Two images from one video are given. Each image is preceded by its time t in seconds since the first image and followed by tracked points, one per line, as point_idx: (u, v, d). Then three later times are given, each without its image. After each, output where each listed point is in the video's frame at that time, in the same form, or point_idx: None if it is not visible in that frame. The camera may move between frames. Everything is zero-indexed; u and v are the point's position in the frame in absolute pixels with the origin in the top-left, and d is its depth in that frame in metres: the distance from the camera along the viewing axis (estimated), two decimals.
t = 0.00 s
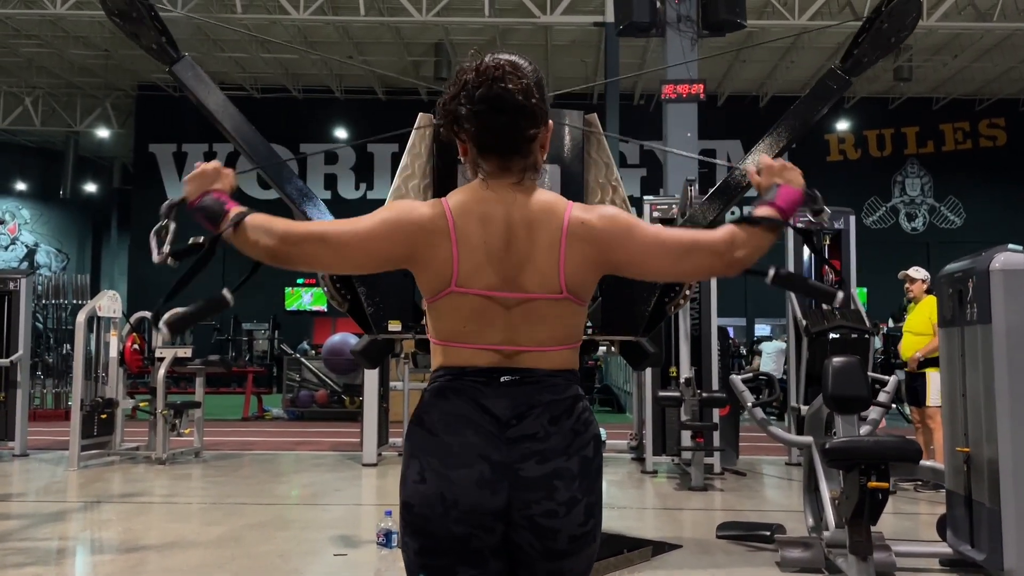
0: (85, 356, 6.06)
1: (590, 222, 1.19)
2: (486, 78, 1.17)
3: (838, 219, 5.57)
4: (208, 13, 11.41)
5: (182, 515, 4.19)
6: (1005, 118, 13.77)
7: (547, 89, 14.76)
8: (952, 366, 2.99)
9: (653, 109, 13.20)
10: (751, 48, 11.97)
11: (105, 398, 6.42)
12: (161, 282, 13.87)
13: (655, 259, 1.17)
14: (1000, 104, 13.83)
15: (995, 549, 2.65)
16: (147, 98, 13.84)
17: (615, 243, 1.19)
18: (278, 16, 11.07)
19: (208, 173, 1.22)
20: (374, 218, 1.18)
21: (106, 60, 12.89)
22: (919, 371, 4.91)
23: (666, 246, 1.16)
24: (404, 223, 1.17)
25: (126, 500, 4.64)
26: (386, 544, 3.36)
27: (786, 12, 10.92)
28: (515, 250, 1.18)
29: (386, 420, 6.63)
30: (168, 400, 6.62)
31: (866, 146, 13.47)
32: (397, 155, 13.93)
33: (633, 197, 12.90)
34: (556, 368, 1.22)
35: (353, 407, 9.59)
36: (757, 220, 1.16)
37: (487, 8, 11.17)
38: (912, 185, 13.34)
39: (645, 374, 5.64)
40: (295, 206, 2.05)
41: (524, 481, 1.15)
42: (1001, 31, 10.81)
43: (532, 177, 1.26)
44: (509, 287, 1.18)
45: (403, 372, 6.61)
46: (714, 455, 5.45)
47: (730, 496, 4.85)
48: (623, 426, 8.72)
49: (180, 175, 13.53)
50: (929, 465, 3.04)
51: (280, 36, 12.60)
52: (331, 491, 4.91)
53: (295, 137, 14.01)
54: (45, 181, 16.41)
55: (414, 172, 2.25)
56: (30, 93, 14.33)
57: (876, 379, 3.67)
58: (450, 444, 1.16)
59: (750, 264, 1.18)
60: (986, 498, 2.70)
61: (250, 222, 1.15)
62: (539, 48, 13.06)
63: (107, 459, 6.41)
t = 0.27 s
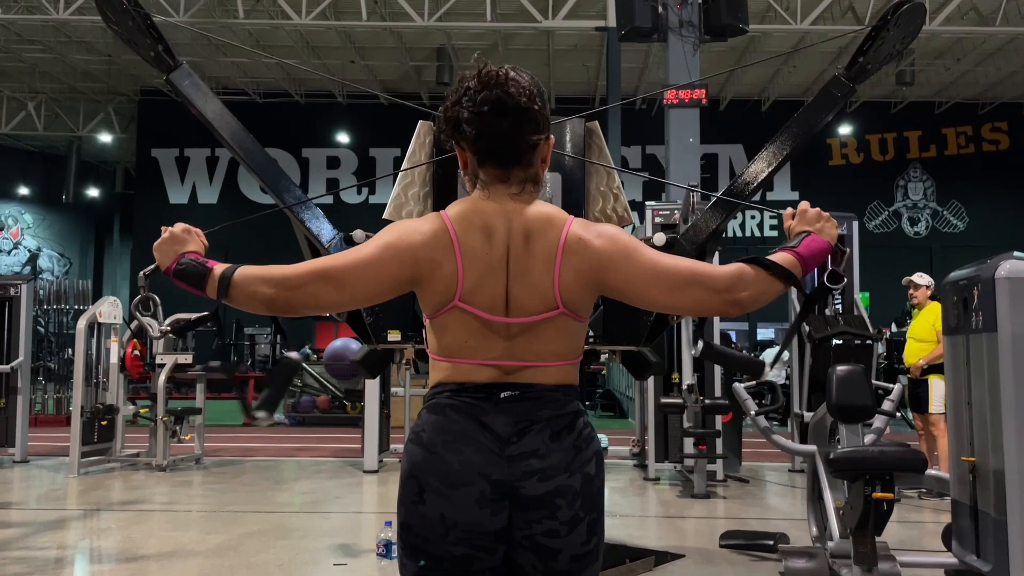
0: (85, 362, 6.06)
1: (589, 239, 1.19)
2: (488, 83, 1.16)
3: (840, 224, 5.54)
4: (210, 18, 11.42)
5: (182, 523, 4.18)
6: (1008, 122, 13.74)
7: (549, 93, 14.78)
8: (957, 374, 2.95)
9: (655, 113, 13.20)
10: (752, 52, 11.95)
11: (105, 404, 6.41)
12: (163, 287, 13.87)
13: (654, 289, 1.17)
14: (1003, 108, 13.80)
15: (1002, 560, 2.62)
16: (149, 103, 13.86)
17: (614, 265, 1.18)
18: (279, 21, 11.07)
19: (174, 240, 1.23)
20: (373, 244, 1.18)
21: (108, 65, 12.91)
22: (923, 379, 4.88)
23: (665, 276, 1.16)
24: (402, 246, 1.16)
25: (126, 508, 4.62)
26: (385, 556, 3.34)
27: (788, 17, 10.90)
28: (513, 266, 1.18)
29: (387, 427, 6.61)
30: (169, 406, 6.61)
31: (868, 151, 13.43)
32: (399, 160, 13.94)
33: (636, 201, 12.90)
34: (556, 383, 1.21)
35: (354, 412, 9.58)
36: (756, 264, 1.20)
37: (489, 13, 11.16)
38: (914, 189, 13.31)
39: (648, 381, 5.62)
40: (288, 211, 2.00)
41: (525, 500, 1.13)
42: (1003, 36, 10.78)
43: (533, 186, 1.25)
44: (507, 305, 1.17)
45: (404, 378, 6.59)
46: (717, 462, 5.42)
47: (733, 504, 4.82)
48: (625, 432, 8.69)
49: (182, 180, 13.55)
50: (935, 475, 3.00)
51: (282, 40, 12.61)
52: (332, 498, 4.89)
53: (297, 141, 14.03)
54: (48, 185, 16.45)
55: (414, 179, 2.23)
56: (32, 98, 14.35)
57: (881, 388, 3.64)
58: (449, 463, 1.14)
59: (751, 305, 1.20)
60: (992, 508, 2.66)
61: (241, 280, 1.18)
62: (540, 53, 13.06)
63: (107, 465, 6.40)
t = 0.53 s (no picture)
0: (90, 368, 6.08)
1: (604, 244, 1.21)
2: (498, 101, 1.16)
3: (845, 230, 5.52)
4: (215, 24, 11.47)
5: (186, 530, 4.18)
6: (1013, 126, 13.71)
7: (553, 98, 14.81)
8: (965, 382, 2.93)
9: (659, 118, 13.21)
10: (756, 57, 11.95)
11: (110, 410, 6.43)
12: (167, 293, 13.91)
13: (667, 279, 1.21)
14: (1008, 113, 13.77)
15: (1009, 569, 2.60)
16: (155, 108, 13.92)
17: (629, 265, 1.21)
18: (284, 27, 11.11)
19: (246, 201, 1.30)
20: (381, 241, 1.19)
21: (113, 71, 12.97)
22: (928, 385, 4.88)
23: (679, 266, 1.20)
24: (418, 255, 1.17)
25: (130, 515, 4.63)
26: (390, 565, 3.33)
27: (792, 21, 10.90)
28: (533, 276, 1.18)
29: (392, 433, 6.61)
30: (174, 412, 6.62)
31: (872, 155, 13.40)
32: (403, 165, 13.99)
33: (640, 205, 12.91)
34: (567, 400, 1.20)
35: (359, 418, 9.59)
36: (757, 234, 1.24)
37: (492, 18, 11.18)
38: (919, 194, 13.29)
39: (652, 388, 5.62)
40: (284, 211, 1.90)
41: (536, 519, 1.14)
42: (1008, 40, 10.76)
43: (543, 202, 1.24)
44: (522, 318, 1.17)
45: (409, 384, 6.59)
46: (722, 469, 5.41)
47: (738, 511, 4.81)
48: (629, 438, 8.69)
49: (187, 186, 13.60)
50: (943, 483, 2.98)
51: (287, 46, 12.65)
52: (336, 505, 4.89)
53: (301, 147, 14.07)
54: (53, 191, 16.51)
55: (419, 189, 2.23)
56: (38, 104, 14.41)
57: (887, 394, 3.62)
58: (459, 481, 1.13)
59: (754, 275, 1.24)
60: (1000, 517, 2.64)
61: (270, 245, 1.20)
62: (544, 58, 13.08)
63: (112, 472, 6.42)
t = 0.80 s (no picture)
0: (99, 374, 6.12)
1: (609, 249, 1.22)
2: (490, 125, 1.18)
3: (851, 235, 5.49)
4: (223, 30, 11.55)
5: (193, 536, 4.21)
6: (1020, 130, 13.67)
7: (559, 103, 14.85)
8: (970, 388, 2.93)
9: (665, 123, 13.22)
10: (762, 62, 11.95)
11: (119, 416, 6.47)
12: (175, 298, 13.98)
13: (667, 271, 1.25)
14: (1015, 116, 13.74)
15: None
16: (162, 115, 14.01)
17: (632, 266, 1.23)
18: (291, 33, 11.16)
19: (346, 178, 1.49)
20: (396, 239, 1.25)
21: (121, 77, 13.06)
22: (934, 390, 4.87)
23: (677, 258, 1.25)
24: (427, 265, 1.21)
25: (138, 520, 4.66)
26: (397, 570, 3.26)
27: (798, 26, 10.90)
28: (543, 284, 1.19)
29: (398, 438, 6.62)
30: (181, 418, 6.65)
31: (879, 160, 13.37)
32: (410, 170, 14.05)
33: (646, 210, 12.94)
34: (572, 408, 1.21)
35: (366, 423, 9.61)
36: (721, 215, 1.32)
37: (499, 24, 11.22)
38: (926, 198, 13.26)
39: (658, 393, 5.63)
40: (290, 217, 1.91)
41: (541, 526, 1.16)
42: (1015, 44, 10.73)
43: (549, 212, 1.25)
44: (532, 326, 1.19)
45: (415, 390, 6.61)
46: (728, 475, 5.40)
47: (745, 516, 4.80)
48: (634, 443, 8.69)
49: (194, 192, 13.68)
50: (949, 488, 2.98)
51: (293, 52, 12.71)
52: (343, 510, 4.90)
53: (308, 152, 14.14)
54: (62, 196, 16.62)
55: (425, 197, 2.22)
56: (47, 110, 14.52)
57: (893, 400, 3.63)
58: (465, 488, 1.15)
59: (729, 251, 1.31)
60: (1005, 523, 2.64)
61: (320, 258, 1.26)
62: (550, 63, 13.12)
63: (120, 477, 6.45)
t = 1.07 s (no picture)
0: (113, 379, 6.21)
1: (610, 248, 1.28)
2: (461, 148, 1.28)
3: (860, 239, 5.49)
4: (234, 37, 11.67)
5: (206, 538, 4.26)
6: None
7: (568, 108, 14.89)
8: (976, 391, 2.94)
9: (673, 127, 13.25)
10: (772, 65, 11.93)
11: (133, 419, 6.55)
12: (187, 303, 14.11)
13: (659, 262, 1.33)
14: None
15: None
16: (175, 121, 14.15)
17: (628, 262, 1.29)
18: (301, 40, 11.24)
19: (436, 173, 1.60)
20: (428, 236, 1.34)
21: (134, 84, 13.22)
22: (942, 393, 4.89)
23: (665, 248, 1.33)
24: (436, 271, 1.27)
25: (151, 523, 4.72)
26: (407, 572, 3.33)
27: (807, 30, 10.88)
28: (551, 286, 1.24)
29: (408, 442, 6.66)
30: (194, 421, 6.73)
31: (889, 163, 13.33)
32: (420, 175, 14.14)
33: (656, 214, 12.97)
34: (579, 408, 1.25)
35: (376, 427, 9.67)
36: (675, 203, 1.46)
37: (508, 29, 11.26)
38: (937, 202, 13.22)
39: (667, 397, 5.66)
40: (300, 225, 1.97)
41: (548, 522, 1.19)
42: None
43: (553, 218, 1.30)
44: (541, 325, 1.23)
45: (425, 394, 6.66)
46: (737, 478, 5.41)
47: (753, 520, 4.81)
48: (644, 447, 8.71)
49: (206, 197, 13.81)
50: (955, 492, 2.98)
51: (305, 58, 12.80)
52: (353, 513, 4.95)
53: (319, 158, 14.25)
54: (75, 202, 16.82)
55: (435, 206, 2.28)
56: (60, 117, 14.69)
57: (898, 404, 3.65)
58: (474, 485, 1.19)
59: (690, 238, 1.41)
60: (1010, 526, 2.64)
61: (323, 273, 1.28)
62: (559, 68, 13.18)
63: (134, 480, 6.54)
